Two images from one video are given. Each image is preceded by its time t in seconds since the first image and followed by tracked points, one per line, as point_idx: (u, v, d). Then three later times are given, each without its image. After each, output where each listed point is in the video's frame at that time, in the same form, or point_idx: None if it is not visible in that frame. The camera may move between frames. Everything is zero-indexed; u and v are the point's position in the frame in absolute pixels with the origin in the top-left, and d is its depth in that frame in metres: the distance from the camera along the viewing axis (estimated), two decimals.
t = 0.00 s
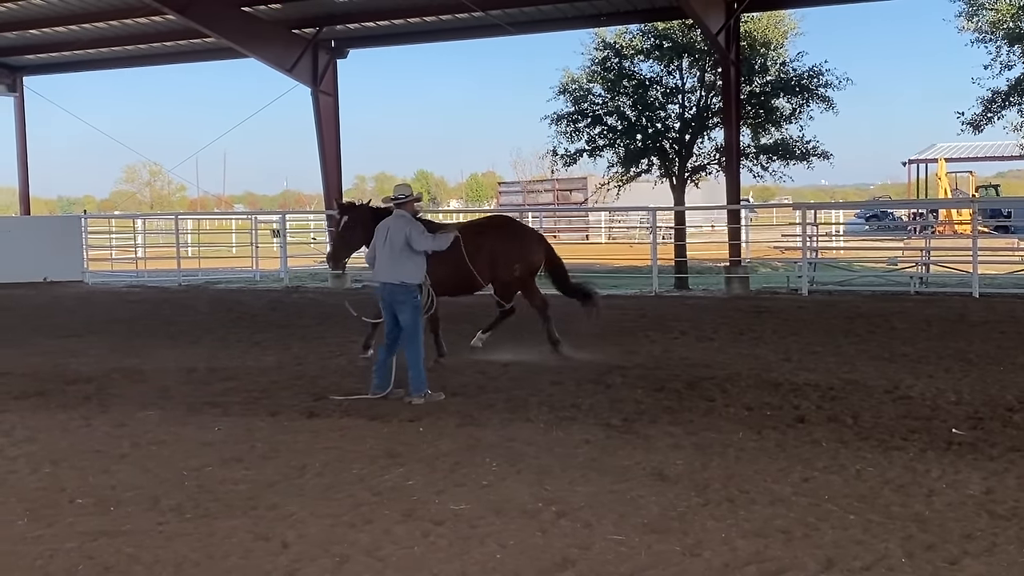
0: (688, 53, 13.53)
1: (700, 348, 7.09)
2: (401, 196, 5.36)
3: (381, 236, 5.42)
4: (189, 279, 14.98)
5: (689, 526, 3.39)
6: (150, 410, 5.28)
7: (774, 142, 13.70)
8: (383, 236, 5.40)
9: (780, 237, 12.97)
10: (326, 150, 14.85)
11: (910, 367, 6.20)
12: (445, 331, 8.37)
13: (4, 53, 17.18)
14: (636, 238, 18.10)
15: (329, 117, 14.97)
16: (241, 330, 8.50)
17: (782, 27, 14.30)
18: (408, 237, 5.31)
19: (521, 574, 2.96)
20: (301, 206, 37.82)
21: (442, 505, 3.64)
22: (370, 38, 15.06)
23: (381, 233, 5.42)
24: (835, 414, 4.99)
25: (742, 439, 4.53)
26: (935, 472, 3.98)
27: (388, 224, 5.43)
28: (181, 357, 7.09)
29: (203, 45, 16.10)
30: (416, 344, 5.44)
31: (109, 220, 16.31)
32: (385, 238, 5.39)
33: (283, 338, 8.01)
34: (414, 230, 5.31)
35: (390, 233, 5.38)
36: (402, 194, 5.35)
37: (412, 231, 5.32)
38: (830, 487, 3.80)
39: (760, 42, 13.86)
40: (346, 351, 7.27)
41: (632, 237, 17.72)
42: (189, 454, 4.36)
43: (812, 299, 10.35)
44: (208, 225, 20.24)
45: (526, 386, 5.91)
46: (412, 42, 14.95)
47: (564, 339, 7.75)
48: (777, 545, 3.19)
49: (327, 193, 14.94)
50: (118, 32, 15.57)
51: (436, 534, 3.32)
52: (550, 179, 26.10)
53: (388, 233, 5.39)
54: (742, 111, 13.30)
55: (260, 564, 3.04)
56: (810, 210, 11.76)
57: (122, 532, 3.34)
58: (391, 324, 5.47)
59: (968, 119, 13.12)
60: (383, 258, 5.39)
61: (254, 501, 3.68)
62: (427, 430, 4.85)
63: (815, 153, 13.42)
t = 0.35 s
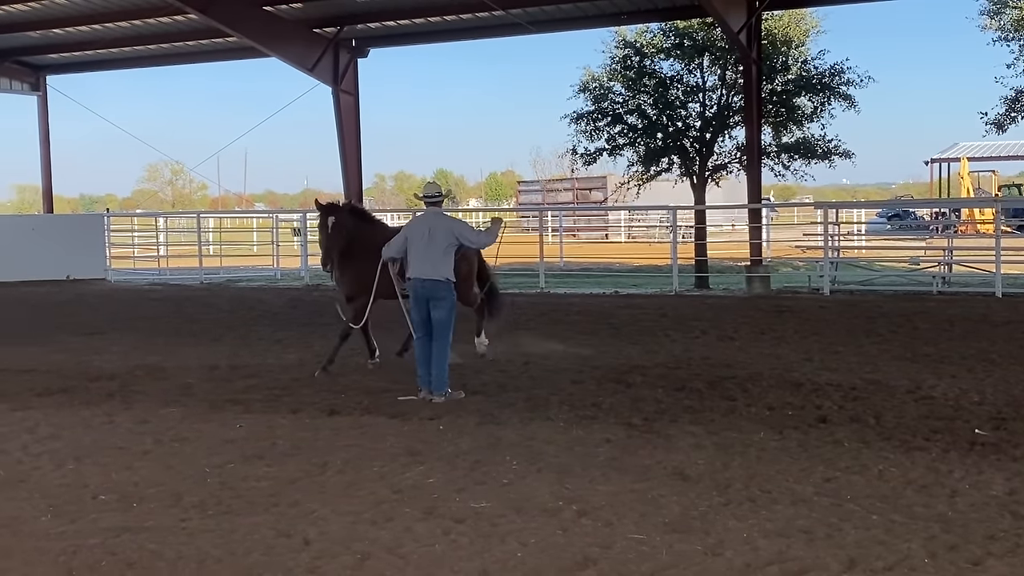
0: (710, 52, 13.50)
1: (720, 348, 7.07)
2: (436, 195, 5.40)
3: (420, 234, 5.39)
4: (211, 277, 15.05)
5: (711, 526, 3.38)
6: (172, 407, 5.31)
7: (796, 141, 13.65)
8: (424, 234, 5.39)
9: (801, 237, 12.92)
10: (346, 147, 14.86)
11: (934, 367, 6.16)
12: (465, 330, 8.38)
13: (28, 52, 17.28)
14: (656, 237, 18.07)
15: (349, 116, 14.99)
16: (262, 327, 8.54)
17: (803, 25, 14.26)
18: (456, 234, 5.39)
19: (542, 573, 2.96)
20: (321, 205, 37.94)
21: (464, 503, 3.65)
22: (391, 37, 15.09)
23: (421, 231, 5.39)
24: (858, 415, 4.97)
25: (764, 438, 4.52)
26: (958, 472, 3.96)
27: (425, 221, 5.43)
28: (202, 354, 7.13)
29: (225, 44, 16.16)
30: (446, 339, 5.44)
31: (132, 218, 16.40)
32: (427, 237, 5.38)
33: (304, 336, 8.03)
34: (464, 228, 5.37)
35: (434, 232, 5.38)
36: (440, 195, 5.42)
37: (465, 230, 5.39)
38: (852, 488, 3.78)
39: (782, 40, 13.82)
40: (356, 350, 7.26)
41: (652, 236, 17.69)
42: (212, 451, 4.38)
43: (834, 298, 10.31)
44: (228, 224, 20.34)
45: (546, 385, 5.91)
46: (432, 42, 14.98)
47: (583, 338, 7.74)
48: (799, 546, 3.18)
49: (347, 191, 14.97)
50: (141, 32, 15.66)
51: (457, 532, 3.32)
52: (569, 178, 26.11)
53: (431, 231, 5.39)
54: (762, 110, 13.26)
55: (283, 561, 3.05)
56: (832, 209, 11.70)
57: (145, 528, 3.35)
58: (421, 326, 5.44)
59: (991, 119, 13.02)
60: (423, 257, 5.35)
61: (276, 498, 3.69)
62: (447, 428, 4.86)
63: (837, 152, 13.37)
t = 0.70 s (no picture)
0: (736, 50, 13.40)
1: (746, 346, 7.05)
2: (465, 192, 5.50)
3: (457, 234, 5.42)
4: (238, 275, 15.11)
5: (737, 525, 3.37)
6: (199, 404, 5.34)
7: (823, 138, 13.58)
8: (463, 234, 5.43)
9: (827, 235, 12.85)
10: (371, 145, 14.90)
11: (962, 367, 6.12)
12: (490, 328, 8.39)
13: (56, 51, 17.41)
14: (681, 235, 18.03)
15: (375, 114, 15.02)
16: (290, 325, 8.58)
17: (830, 22, 14.19)
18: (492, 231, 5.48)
19: (567, 573, 2.95)
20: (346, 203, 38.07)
21: (489, 501, 3.65)
22: (417, 36, 15.10)
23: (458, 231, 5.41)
24: (885, 414, 4.93)
25: (790, 438, 4.50)
26: (987, 473, 3.92)
27: (459, 220, 5.46)
28: (229, 351, 7.16)
29: (251, 43, 16.23)
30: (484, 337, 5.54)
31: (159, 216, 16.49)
32: (466, 237, 5.43)
33: (329, 333, 8.05)
34: (500, 223, 5.47)
35: (472, 231, 5.43)
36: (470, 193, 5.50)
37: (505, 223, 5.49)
38: (880, 488, 3.76)
39: (809, 37, 13.74)
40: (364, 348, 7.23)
41: (678, 234, 17.65)
42: (238, 448, 4.39)
43: (861, 297, 10.25)
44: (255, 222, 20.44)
45: (571, 383, 5.91)
46: (458, 40, 14.98)
47: (609, 336, 7.73)
48: (826, 546, 3.16)
49: (372, 188, 15.01)
50: (168, 30, 15.74)
51: (482, 531, 3.32)
52: (594, 176, 26.10)
53: (468, 232, 5.43)
54: (789, 107, 13.19)
55: (309, 558, 3.06)
56: (860, 207, 11.63)
57: (172, 525, 3.37)
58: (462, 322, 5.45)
59: (1020, 115, 12.93)
60: (465, 258, 5.40)
61: (302, 495, 3.70)
62: (472, 426, 4.85)
63: (864, 150, 13.29)
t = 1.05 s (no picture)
0: (763, 46, 13.36)
1: (772, 345, 7.02)
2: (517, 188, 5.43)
3: (520, 232, 5.38)
4: (264, 272, 15.19)
5: (764, 524, 3.36)
6: (226, 400, 5.37)
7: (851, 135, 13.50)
8: (521, 233, 5.40)
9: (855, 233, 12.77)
10: (396, 142, 14.93)
11: (991, 365, 6.08)
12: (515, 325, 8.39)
13: (85, 49, 17.55)
14: (706, 233, 17.99)
15: (400, 111, 15.06)
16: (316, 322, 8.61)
17: (858, 18, 14.11)
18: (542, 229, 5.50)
19: (593, 570, 2.95)
20: (371, 200, 38.19)
21: (515, 499, 3.65)
22: (442, 33, 15.10)
23: (522, 230, 5.37)
24: (913, 413, 4.90)
25: (818, 437, 4.48)
26: (1017, 473, 3.89)
27: (518, 218, 5.40)
28: (255, 348, 7.20)
29: (278, 41, 16.30)
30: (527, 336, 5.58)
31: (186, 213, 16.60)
32: (524, 236, 5.41)
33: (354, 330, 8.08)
34: (551, 221, 5.48)
35: (530, 229, 5.43)
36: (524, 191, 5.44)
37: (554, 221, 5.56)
38: (908, 487, 3.74)
39: (837, 34, 13.66)
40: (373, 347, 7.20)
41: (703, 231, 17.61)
42: (265, 444, 4.42)
43: (889, 295, 10.19)
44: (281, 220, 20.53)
45: (597, 381, 5.90)
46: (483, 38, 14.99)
47: (634, 334, 7.72)
48: (854, 546, 3.14)
49: (398, 185, 15.03)
50: (195, 29, 15.84)
51: (509, 528, 3.33)
52: (619, 173, 26.07)
53: (526, 230, 5.42)
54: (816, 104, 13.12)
55: (336, 554, 3.07)
56: (888, 205, 11.55)
57: (201, 520, 3.39)
58: (511, 321, 5.48)
59: None
60: (521, 256, 5.40)
61: (329, 491, 3.72)
62: (498, 424, 4.86)
63: (892, 147, 13.21)
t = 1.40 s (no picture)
0: (788, 41, 13.29)
1: (797, 343, 6.98)
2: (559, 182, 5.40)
3: (569, 227, 5.37)
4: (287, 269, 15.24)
5: (789, 522, 3.34)
6: (249, 396, 5.38)
7: (875, 132, 13.42)
8: (568, 228, 5.39)
9: (879, 230, 12.69)
10: (418, 138, 14.94)
11: (1017, 363, 6.03)
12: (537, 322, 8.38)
13: (109, 47, 17.63)
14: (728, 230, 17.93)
15: (422, 108, 15.07)
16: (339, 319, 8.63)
17: (883, 13, 14.02)
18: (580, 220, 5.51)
19: (617, 567, 2.94)
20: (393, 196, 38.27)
21: (538, 496, 3.64)
22: (465, 30, 15.09)
23: (572, 224, 5.37)
24: (939, 411, 4.86)
25: (843, 435, 4.45)
26: None
27: (564, 213, 5.38)
28: (278, 344, 7.22)
29: (301, 38, 16.34)
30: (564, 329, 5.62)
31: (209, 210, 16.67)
32: (571, 229, 5.41)
33: (377, 327, 8.09)
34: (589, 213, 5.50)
35: (574, 222, 5.44)
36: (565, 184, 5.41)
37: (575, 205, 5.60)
38: (934, 485, 3.71)
39: (862, 30, 13.58)
40: (394, 344, 7.20)
41: (725, 228, 17.57)
42: (289, 440, 4.42)
43: (914, 293, 10.12)
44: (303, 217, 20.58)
45: (619, 378, 5.88)
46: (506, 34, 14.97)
47: (657, 331, 7.69)
48: (880, 544, 3.12)
49: (420, 182, 15.03)
50: (219, 26, 15.89)
51: (532, 525, 3.32)
52: (641, 170, 26.02)
53: (572, 223, 5.42)
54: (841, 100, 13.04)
55: (360, 549, 3.07)
56: (913, 202, 11.48)
57: (225, 515, 3.40)
58: (553, 315, 5.50)
59: None
60: (568, 251, 5.40)
61: (352, 487, 3.72)
62: (521, 421, 4.85)
63: (918, 143, 13.11)
